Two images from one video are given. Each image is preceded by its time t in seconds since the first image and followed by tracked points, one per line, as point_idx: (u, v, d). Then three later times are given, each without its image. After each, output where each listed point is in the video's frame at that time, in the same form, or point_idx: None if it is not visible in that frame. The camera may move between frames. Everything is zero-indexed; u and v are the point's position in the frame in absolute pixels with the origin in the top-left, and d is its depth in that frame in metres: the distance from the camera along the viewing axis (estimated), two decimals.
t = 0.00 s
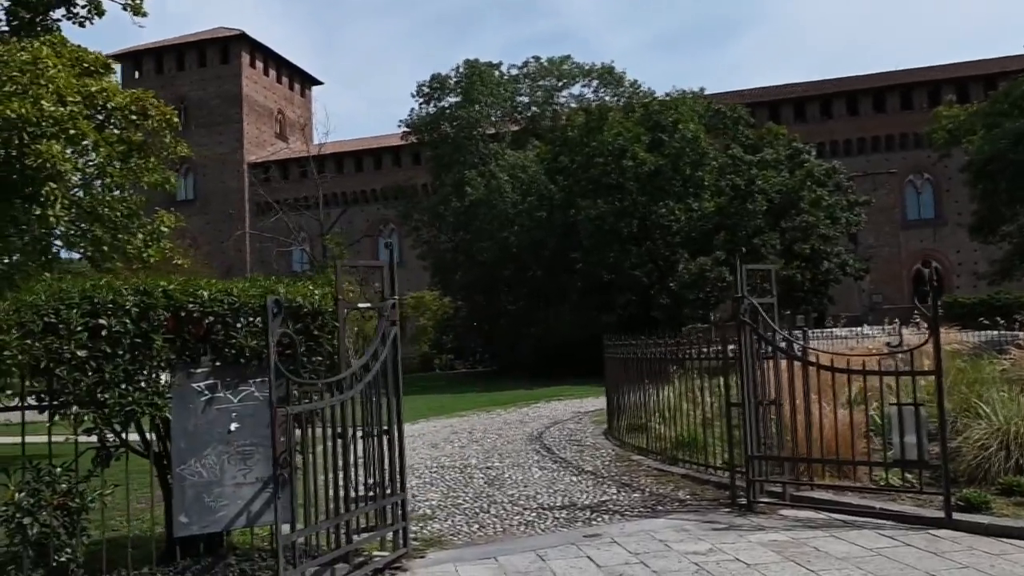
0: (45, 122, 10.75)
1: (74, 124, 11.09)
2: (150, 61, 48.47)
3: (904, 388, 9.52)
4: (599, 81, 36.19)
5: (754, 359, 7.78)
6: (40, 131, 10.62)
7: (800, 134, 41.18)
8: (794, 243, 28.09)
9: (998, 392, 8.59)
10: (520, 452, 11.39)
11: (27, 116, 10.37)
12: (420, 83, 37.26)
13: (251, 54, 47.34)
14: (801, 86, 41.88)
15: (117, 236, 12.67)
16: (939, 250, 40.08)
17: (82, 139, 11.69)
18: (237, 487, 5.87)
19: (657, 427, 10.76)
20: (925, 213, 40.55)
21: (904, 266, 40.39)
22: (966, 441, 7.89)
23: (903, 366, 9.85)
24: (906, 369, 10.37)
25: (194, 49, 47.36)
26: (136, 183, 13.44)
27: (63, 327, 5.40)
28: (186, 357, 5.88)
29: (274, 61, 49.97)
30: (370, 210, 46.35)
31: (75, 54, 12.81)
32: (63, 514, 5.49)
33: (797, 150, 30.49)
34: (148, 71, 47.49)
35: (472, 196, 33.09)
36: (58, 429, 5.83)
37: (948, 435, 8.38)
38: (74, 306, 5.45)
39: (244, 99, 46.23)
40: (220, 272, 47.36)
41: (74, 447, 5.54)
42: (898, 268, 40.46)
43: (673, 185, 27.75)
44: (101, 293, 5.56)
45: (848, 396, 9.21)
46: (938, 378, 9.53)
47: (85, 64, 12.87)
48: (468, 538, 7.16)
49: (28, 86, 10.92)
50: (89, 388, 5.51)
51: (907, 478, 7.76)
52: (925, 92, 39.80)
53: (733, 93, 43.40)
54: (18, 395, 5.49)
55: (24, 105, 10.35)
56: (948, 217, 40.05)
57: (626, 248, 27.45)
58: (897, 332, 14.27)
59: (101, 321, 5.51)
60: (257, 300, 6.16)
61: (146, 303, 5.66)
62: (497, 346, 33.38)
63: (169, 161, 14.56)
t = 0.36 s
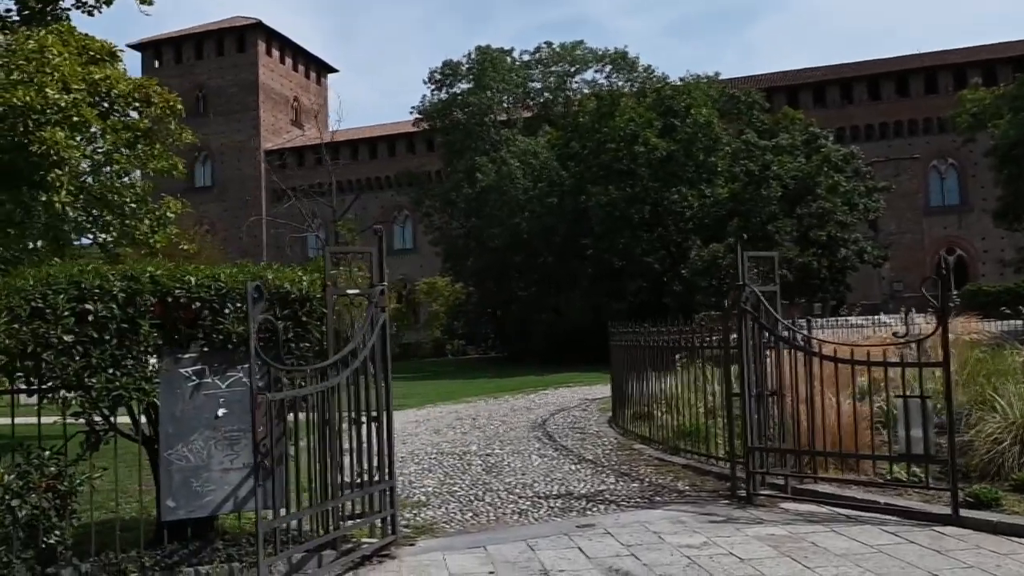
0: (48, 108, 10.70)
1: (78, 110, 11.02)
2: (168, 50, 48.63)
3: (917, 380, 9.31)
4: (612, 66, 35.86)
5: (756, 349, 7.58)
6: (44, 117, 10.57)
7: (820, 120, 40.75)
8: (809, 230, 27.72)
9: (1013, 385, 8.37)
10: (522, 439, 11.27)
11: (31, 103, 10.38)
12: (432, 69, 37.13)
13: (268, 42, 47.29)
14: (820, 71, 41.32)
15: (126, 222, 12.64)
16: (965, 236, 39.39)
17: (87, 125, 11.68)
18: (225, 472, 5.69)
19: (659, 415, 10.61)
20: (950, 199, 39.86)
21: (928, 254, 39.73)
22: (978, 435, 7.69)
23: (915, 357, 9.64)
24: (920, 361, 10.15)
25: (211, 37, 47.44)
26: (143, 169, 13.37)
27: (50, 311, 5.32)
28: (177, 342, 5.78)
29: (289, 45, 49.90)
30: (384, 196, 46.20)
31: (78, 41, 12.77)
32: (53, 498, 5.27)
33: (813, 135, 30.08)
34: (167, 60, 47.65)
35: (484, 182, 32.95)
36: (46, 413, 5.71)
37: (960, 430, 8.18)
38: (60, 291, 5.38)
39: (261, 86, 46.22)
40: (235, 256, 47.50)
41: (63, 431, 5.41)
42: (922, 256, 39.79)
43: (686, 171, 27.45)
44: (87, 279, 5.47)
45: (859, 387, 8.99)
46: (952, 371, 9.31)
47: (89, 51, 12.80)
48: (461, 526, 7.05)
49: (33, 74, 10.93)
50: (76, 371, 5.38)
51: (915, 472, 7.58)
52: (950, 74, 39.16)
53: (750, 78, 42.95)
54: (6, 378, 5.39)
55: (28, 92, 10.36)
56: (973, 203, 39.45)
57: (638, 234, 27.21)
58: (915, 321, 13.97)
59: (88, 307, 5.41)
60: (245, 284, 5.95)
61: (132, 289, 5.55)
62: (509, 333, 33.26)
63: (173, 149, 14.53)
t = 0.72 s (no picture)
0: (36, 90, 10.96)
1: (66, 93, 11.24)
2: (175, 34, 48.59)
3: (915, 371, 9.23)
4: (621, 55, 35.71)
5: (754, 339, 7.53)
6: (30, 100, 10.83)
7: (830, 111, 40.38)
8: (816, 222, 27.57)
9: (1011, 377, 8.30)
10: (525, 430, 11.26)
11: (17, 85, 10.66)
12: (440, 56, 37.11)
13: (275, 27, 47.32)
14: (830, 60, 40.96)
15: (117, 207, 12.93)
16: (972, 229, 39.12)
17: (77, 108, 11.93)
18: (213, 463, 5.88)
19: (662, 405, 10.55)
20: (958, 192, 39.57)
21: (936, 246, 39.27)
22: (975, 426, 7.62)
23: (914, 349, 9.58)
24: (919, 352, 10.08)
25: (217, 21, 47.44)
26: (139, 154, 13.57)
27: (28, 299, 5.35)
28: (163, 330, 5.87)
29: (299, 35, 49.92)
30: (394, 185, 46.24)
31: (69, 21, 13.07)
32: (38, 489, 5.32)
33: (821, 124, 29.88)
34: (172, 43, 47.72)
35: (492, 171, 32.91)
36: (28, 403, 5.77)
37: (957, 422, 8.11)
38: (39, 278, 5.41)
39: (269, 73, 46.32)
40: (245, 246, 47.60)
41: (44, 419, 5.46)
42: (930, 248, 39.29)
43: (694, 160, 27.22)
44: (67, 266, 5.51)
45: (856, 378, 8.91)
46: (950, 362, 9.24)
47: (80, 33, 13.11)
48: (457, 517, 7.02)
49: (19, 54, 11.28)
50: (57, 360, 5.44)
51: (912, 464, 7.53)
52: (959, 66, 38.91)
53: (761, 66, 42.61)
54: None
55: (15, 75, 10.63)
56: (981, 195, 39.09)
57: (646, 224, 27.10)
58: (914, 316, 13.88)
59: (67, 294, 5.45)
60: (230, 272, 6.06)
61: (114, 275, 5.62)
62: (517, 323, 33.23)
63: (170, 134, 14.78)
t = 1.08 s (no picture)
0: (26, 80, 10.94)
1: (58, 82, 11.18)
2: (183, 28, 48.62)
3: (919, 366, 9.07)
4: (626, 48, 35.46)
5: (751, 333, 7.40)
6: (21, 89, 10.79)
7: (835, 104, 40.06)
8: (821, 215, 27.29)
9: (1017, 373, 8.11)
10: (524, 425, 11.12)
11: (9, 74, 10.65)
12: (444, 49, 36.95)
13: (281, 21, 47.27)
14: (838, 53, 40.65)
15: (112, 199, 12.92)
16: (979, 223, 38.72)
17: (70, 98, 11.90)
18: (196, 459, 5.77)
19: (662, 401, 10.41)
20: (966, 186, 39.21)
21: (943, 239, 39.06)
22: (980, 423, 7.44)
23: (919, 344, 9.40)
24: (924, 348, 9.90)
25: (224, 15, 47.42)
26: (135, 146, 13.52)
27: (4, 292, 5.20)
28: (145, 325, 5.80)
29: (305, 29, 49.84)
30: (399, 179, 46.09)
31: (63, 11, 13.01)
32: (16, 485, 5.21)
33: (827, 117, 29.60)
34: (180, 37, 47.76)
35: (496, 164, 32.76)
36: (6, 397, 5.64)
37: (963, 419, 7.93)
38: (16, 270, 5.26)
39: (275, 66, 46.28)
40: (251, 240, 47.56)
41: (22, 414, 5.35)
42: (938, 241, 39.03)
43: (699, 153, 27.01)
44: (45, 257, 5.37)
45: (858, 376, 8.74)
46: (955, 356, 9.06)
47: (74, 23, 13.07)
48: (449, 515, 6.88)
49: (12, 44, 11.16)
50: (35, 354, 5.31)
51: (916, 462, 7.36)
52: (968, 59, 38.53)
53: (768, 60, 42.33)
54: None
55: (7, 64, 10.60)
56: (989, 189, 38.71)
57: (651, 217, 26.92)
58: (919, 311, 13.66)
59: (45, 286, 5.31)
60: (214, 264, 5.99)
61: (93, 267, 5.50)
62: (522, 317, 33.08)
63: (166, 125, 14.74)
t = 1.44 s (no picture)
0: (24, 80, 10.74)
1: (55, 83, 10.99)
2: (194, 32, 48.66)
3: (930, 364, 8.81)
4: (634, 46, 35.20)
5: (756, 332, 7.16)
6: (18, 90, 10.60)
7: (845, 100, 39.70)
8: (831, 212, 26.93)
9: None
10: (524, 426, 10.92)
11: (6, 74, 10.46)
12: (452, 49, 36.80)
13: (292, 23, 47.23)
14: (848, 50, 40.30)
15: (114, 200, 12.72)
16: (992, 219, 38.26)
17: (70, 99, 11.72)
18: (179, 465, 5.56)
19: (666, 401, 10.17)
20: (978, 182, 38.79)
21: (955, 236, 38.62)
22: (994, 424, 7.20)
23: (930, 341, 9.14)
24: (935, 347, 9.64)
25: (235, 18, 47.41)
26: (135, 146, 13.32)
27: None
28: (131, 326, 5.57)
29: (315, 31, 49.75)
30: (407, 179, 45.92)
31: (64, 11, 12.82)
32: None
33: (837, 114, 29.27)
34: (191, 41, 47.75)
35: (503, 163, 32.56)
36: None
37: (976, 420, 7.68)
38: None
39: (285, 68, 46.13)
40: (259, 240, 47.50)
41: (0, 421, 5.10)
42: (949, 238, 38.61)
43: (707, 150, 26.72)
44: (25, 258, 5.09)
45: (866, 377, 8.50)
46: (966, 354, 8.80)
47: (75, 23, 12.88)
48: (441, 520, 6.69)
49: (10, 44, 10.97)
50: (13, 357, 5.04)
51: (926, 464, 7.12)
52: (980, 55, 38.09)
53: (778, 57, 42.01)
54: None
55: (4, 65, 10.39)
56: (1001, 185, 38.25)
57: (658, 215, 26.68)
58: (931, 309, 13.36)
59: (25, 288, 5.04)
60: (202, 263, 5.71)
61: (74, 267, 5.24)
62: (529, 316, 32.86)
63: (168, 126, 14.57)
